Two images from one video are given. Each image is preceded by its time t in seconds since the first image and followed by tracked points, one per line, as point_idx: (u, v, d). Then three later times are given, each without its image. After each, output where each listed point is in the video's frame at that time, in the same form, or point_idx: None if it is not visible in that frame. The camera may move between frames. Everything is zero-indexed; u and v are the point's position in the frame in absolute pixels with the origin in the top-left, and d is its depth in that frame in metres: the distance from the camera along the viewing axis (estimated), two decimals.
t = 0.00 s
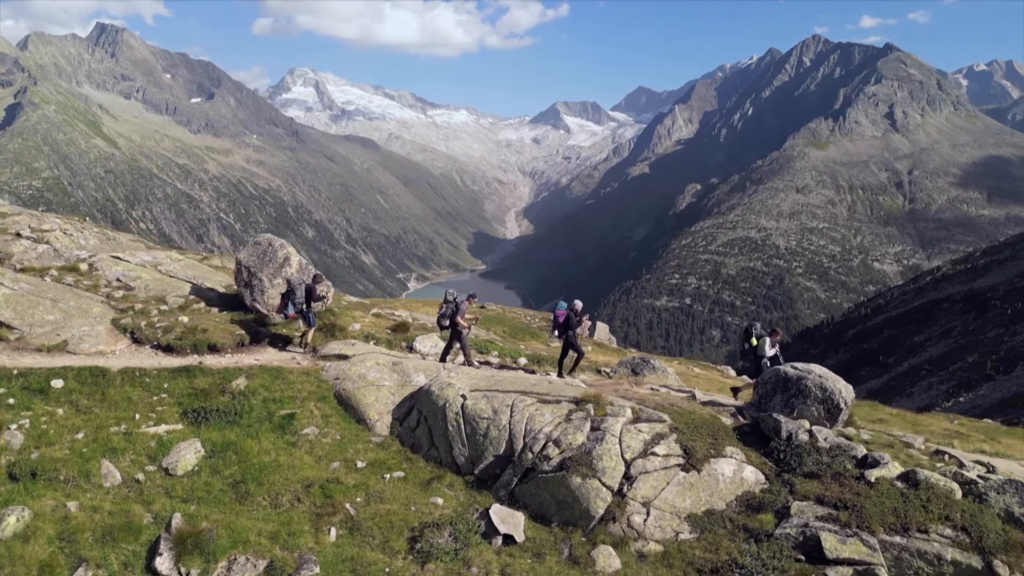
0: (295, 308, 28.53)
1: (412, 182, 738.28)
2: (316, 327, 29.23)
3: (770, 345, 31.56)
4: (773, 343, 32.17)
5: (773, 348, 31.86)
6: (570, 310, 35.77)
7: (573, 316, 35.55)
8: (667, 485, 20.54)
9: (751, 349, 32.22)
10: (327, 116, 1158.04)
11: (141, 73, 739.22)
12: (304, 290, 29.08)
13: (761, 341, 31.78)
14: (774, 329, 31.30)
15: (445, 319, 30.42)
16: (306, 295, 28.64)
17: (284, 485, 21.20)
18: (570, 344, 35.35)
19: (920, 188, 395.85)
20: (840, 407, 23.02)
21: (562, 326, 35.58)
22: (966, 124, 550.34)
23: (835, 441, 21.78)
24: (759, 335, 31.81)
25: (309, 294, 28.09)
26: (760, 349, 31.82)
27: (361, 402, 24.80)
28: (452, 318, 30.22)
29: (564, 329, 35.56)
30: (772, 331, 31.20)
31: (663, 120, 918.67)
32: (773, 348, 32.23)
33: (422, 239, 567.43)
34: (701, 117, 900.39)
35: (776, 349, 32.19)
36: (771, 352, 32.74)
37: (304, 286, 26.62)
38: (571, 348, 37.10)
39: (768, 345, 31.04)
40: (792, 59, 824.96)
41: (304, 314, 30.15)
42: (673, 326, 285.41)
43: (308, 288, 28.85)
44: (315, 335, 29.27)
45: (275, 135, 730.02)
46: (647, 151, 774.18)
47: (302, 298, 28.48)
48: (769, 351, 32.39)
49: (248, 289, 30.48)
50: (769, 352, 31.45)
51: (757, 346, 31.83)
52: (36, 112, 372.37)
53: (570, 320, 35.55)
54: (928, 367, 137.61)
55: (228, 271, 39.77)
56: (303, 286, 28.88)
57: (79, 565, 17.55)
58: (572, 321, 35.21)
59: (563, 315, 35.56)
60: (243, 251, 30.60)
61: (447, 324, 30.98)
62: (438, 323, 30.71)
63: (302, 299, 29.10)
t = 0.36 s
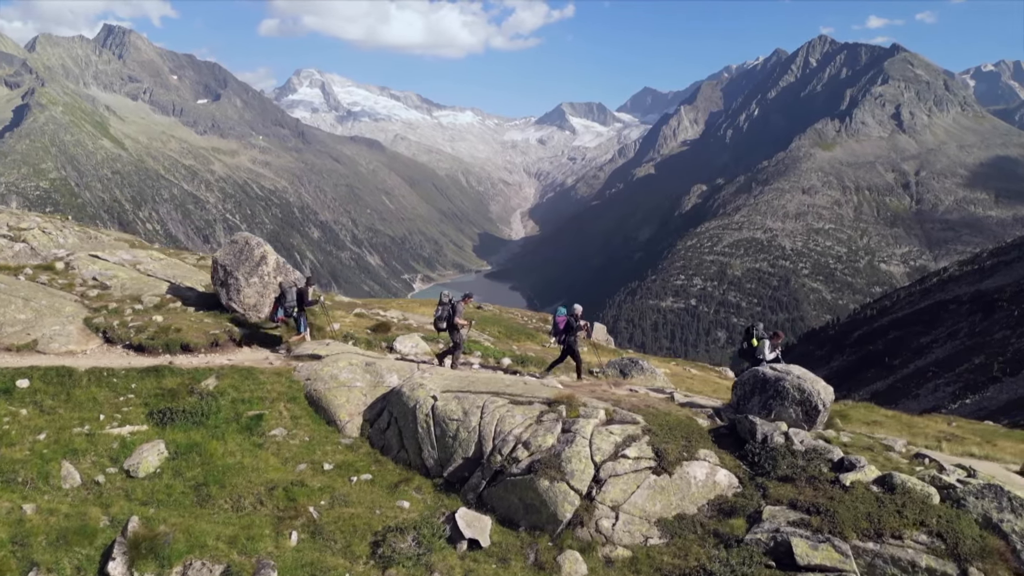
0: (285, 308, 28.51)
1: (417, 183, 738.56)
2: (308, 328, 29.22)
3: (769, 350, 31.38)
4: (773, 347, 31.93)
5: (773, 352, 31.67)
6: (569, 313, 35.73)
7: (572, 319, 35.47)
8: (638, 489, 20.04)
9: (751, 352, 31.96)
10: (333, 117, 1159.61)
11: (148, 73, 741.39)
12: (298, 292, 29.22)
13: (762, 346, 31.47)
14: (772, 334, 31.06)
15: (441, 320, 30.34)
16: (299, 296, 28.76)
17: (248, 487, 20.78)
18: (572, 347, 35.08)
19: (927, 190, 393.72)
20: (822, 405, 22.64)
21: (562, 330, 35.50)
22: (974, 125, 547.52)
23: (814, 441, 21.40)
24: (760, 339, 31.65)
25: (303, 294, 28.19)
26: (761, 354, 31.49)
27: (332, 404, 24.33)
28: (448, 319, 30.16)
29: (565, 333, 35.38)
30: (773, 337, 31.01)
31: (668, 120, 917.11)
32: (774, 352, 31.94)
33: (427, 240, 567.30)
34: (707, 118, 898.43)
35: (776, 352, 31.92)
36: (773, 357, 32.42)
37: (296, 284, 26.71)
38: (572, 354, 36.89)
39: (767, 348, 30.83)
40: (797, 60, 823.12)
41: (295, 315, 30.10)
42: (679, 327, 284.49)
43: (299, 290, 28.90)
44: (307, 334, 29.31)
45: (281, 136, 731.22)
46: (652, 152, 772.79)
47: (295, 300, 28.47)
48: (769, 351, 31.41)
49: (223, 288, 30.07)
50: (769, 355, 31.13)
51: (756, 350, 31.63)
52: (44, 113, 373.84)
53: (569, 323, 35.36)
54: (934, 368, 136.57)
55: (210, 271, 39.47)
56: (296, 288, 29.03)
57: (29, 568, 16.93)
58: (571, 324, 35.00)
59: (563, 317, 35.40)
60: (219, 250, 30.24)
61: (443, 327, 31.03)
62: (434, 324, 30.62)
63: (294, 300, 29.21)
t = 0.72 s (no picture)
0: (277, 309, 28.27)
1: (422, 184, 739.03)
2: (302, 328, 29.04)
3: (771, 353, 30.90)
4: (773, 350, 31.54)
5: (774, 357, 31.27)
6: (567, 311, 34.74)
7: (570, 319, 34.66)
8: (606, 492, 19.52)
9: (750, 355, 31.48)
10: (339, 118, 1161.22)
11: (155, 74, 742.20)
12: (288, 291, 29.02)
13: (764, 350, 30.91)
14: (774, 340, 30.46)
15: (434, 323, 30.06)
16: (291, 296, 28.52)
17: (209, 491, 20.25)
18: (571, 349, 34.44)
19: (935, 191, 391.53)
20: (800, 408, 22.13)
21: (560, 329, 34.67)
22: (981, 125, 544.81)
23: (793, 446, 20.85)
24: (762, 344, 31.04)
25: (296, 295, 28.00)
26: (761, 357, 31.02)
27: (301, 405, 23.85)
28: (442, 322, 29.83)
29: (563, 333, 34.68)
30: (775, 342, 30.50)
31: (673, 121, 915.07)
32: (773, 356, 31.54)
33: (433, 241, 567.41)
34: (712, 119, 895.43)
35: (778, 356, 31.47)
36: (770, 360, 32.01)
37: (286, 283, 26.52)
38: (569, 353, 36.26)
39: (770, 354, 30.31)
40: (803, 60, 820.57)
41: (284, 316, 29.84)
42: (684, 328, 284.02)
43: (292, 289, 28.64)
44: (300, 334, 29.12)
45: (287, 137, 732.89)
46: (658, 153, 771.37)
47: (287, 300, 28.23)
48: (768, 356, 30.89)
49: (198, 287, 29.68)
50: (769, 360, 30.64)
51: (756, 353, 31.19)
52: (51, 115, 374.79)
53: (568, 322, 34.60)
54: (940, 370, 135.63)
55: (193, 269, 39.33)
56: (286, 287, 28.78)
57: None
58: (570, 324, 34.21)
59: (562, 316, 34.58)
60: (194, 248, 29.81)
61: (434, 329, 30.78)
62: (427, 326, 30.40)
63: (286, 300, 28.97)
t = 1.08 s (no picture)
0: (267, 311, 27.93)
1: (427, 185, 739.43)
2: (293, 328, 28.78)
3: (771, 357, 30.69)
4: (771, 354, 31.34)
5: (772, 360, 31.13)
6: (568, 315, 34.14)
7: (570, 323, 34.11)
8: (572, 496, 18.99)
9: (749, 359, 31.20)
10: (345, 118, 1161.92)
11: (161, 76, 743.16)
12: (279, 293, 28.71)
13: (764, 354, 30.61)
14: (774, 344, 30.04)
15: (428, 325, 29.78)
16: (281, 297, 28.17)
17: (168, 494, 19.77)
18: (571, 353, 33.88)
19: (941, 192, 389.74)
20: (778, 411, 21.69)
21: (560, 334, 34.13)
22: (989, 126, 542.27)
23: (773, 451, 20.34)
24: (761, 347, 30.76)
25: (286, 296, 27.69)
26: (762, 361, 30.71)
27: (268, 406, 23.42)
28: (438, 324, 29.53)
29: (563, 338, 34.11)
30: (775, 347, 30.21)
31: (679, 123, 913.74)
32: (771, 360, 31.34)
33: (438, 242, 567.40)
34: (717, 119, 893.66)
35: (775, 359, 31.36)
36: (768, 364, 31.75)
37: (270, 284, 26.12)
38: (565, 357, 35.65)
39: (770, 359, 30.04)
40: (809, 60, 817.89)
41: (272, 318, 29.52)
42: (689, 329, 283.01)
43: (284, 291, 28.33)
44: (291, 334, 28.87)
45: (293, 138, 734.23)
46: (663, 154, 769.71)
47: (278, 301, 27.91)
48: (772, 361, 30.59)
49: (172, 286, 29.18)
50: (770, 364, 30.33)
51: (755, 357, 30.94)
52: (59, 116, 375.40)
53: (567, 327, 34.11)
54: (946, 372, 134.41)
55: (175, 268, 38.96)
56: (276, 290, 28.45)
57: None
58: (569, 328, 33.65)
59: (562, 320, 34.00)
60: (169, 247, 29.39)
61: (429, 331, 30.32)
62: (421, 328, 30.06)
63: (278, 302, 28.73)
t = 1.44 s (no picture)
0: (261, 310, 27.92)
1: (433, 185, 739.14)
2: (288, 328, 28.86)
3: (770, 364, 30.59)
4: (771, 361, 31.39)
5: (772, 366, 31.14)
6: (564, 315, 33.59)
7: (566, 321, 33.43)
8: (535, 500, 18.50)
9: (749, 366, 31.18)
10: (351, 119, 1162.89)
11: (168, 77, 743.77)
12: (272, 290, 28.91)
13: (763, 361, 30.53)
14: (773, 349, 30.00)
15: (425, 326, 29.46)
16: (275, 295, 28.28)
17: (127, 496, 19.30)
18: (566, 355, 33.27)
19: (948, 192, 387.80)
20: (754, 412, 21.31)
21: (555, 333, 33.58)
22: (996, 126, 539.64)
23: (744, 452, 20.00)
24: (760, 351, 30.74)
25: (283, 295, 27.89)
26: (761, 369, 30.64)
27: (234, 407, 23.00)
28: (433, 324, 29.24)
29: (559, 337, 33.56)
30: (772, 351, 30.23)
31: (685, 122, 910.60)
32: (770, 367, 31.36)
33: (443, 243, 567.12)
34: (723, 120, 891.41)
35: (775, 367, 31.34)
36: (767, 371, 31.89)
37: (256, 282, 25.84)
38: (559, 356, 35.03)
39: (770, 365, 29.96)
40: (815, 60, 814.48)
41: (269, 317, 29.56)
42: (695, 330, 281.92)
43: (278, 289, 28.38)
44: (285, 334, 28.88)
45: (299, 138, 734.89)
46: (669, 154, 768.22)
47: (272, 301, 28.12)
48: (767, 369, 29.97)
49: (146, 284, 28.70)
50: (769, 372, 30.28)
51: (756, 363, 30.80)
52: (66, 117, 375.96)
53: (564, 325, 33.45)
54: (953, 373, 133.41)
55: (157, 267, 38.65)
56: (271, 286, 28.68)
57: None
58: (566, 327, 33.02)
59: (559, 320, 33.47)
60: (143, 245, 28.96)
61: (424, 332, 29.98)
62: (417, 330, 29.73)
63: (267, 301, 28.55)
